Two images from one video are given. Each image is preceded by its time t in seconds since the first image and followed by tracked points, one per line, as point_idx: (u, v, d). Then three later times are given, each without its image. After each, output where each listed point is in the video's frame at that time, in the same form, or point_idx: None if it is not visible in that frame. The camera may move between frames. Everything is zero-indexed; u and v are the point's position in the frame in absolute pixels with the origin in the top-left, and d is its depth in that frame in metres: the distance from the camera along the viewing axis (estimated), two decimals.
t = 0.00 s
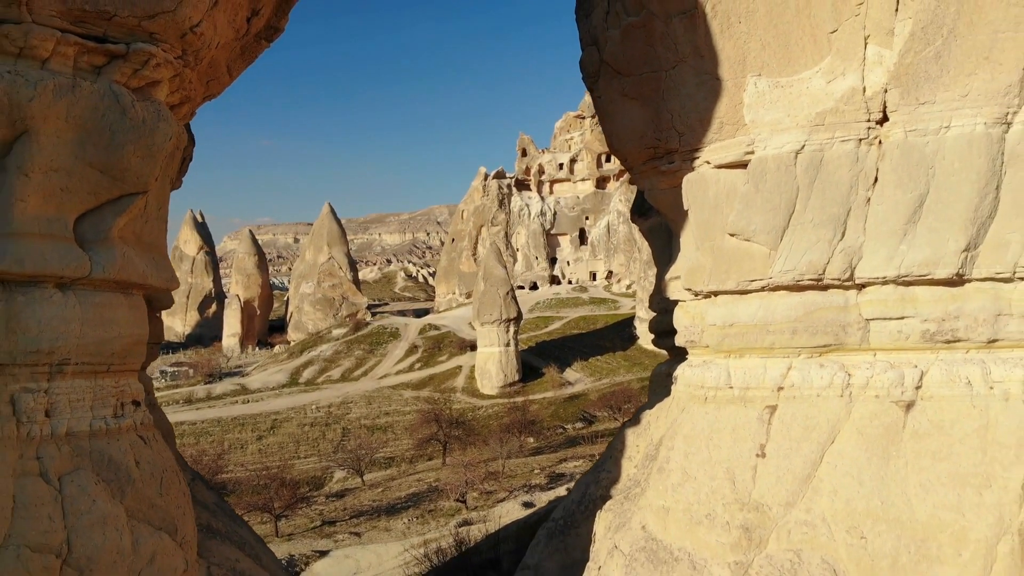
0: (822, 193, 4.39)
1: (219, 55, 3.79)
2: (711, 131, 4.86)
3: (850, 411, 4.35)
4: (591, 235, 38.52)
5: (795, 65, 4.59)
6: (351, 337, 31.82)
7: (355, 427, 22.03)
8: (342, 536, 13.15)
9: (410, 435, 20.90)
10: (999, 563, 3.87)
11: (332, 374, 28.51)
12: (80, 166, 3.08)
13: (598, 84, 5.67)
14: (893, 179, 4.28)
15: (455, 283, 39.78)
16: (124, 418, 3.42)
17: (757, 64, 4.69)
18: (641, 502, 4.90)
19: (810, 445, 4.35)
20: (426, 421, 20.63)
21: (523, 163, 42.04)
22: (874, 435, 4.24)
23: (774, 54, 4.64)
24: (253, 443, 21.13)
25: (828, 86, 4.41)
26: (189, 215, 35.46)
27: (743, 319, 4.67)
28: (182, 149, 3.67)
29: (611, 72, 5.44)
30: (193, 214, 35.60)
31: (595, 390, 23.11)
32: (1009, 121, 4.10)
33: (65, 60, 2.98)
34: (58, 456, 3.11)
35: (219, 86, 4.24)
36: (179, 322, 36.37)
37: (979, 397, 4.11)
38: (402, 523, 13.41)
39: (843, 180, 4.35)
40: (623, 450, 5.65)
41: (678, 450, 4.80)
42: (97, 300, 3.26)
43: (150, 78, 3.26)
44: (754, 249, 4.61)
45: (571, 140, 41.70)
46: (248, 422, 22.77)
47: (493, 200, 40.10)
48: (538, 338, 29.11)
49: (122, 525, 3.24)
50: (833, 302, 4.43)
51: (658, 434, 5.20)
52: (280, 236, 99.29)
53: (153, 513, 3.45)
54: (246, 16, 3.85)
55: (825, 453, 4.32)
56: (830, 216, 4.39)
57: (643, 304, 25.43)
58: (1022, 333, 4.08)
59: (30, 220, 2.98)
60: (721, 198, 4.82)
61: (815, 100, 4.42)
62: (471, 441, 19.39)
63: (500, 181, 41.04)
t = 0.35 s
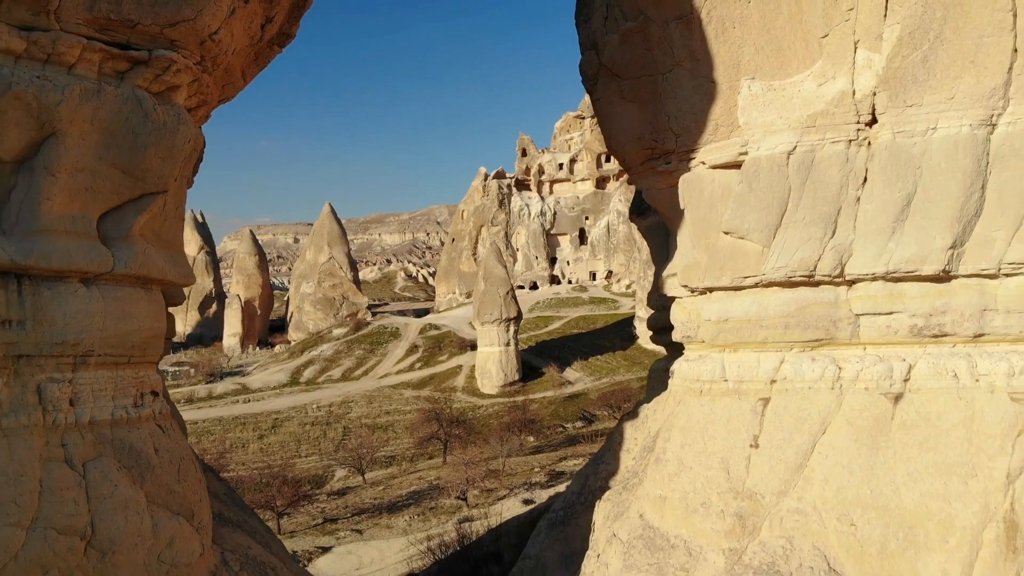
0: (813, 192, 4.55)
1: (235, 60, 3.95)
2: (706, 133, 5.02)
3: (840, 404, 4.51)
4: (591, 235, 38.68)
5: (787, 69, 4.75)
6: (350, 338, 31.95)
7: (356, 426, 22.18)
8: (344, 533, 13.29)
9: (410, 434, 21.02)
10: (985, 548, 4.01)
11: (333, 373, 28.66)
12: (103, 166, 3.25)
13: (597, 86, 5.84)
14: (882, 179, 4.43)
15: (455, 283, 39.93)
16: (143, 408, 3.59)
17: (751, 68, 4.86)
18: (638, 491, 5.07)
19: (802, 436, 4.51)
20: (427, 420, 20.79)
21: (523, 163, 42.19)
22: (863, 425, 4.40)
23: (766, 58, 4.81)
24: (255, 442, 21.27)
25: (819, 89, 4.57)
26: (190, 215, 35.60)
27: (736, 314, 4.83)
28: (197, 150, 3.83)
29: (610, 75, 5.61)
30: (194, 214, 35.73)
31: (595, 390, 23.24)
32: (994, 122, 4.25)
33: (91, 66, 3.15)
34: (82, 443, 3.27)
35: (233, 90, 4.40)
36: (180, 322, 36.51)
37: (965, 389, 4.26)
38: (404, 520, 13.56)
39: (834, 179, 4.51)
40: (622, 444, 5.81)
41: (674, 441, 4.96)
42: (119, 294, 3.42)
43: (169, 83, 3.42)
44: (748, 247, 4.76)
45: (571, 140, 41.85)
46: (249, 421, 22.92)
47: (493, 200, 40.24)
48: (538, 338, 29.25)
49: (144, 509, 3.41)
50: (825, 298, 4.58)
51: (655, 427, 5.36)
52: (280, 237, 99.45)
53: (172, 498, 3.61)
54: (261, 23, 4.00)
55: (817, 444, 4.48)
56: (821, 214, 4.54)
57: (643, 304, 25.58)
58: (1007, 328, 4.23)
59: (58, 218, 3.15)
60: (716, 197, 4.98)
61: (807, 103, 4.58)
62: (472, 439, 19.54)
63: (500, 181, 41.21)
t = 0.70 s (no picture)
0: (804, 192, 4.73)
1: (250, 67, 4.13)
2: (700, 135, 5.20)
3: (830, 395, 4.69)
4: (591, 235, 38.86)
5: (780, 73, 4.92)
6: (351, 337, 32.11)
7: (357, 425, 22.34)
8: (345, 530, 13.44)
9: (411, 433, 21.18)
10: (969, 535, 4.16)
11: (334, 372, 28.83)
12: (127, 167, 3.44)
13: (595, 89, 6.01)
14: (870, 179, 4.60)
15: (456, 283, 40.10)
16: (162, 397, 3.78)
17: (744, 71, 5.05)
18: (635, 481, 5.27)
19: (793, 426, 4.69)
20: (427, 419, 20.95)
21: (523, 163, 42.35)
22: (852, 416, 4.57)
23: (759, 63, 5.00)
24: (256, 441, 21.43)
25: (810, 92, 4.75)
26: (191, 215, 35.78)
27: (730, 310, 5.02)
28: (213, 152, 4.02)
29: (608, 79, 5.79)
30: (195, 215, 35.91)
31: (594, 389, 23.37)
32: (979, 124, 4.41)
33: (115, 71, 3.33)
34: (105, 430, 3.46)
35: (247, 94, 4.57)
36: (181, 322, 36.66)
37: (950, 381, 4.42)
38: (405, 517, 13.71)
39: (823, 179, 4.70)
40: (620, 436, 6.00)
41: (670, 432, 5.15)
42: (139, 289, 3.60)
43: (189, 87, 3.61)
44: (742, 245, 4.96)
45: (571, 140, 42.04)
46: (250, 421, 23.07)
47: (493, 200, 40.45)
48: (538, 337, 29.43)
49: (163, 493, 3.59)
50: (815, 294, 4.76)
51: (652, 419, 5.55)
52: (280, 237, 99.61)
53: (190, 483, 3.79)
54: (274, 30, 4.17)
55: (807, 434, 4.65)
56: (811, 213, 4.72)
57: (642, 303, 25.76)
58: (992, 323, 4.36)
59: (83, 217, 3.33)
60: (711, 197, 5.17)
61: (798, 106, 4.76)
62: (472, 438, 19.69)
63: (500, 181, 41.39)
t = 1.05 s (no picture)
0: (795, 192, 4.90)
1: (262, 73, 4.29)
2: (697, 137, 5.43)
3: (821, 390, 4.84)
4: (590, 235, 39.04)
5: (773, 77, 5.12)
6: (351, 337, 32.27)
7: (357, 424, 22.48)
8: (347, 527, 13.57)
9: (412, 432, 21.32)
10: (956, 523, 4.32)
11: (334, 372, 28.99)
12: (146, 169, 3.61)
13: (594, 92, 6.30)
14: (859, 180, 4.76)
15: (456, 282, 40.26)
16: (178, 390, 3.96)
17: (738, 76, 5.25)
18: (633, 474, 5.47)
19: (786, 420, 4.85)
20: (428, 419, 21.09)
21: (523, 163, 42.51)
22: (843, 410, 4.72)
23: (753, 67, 5.20)
24: (257, 440, 21.57)
25: (802, 96, 4.93)
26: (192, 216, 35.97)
27: (725, 306, 5.18)
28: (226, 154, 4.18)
29: (606, 83, 6.06)
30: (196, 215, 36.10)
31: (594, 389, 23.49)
32: (965, 127, 4.56)
33: (134, 78, 3.49)
34: (125, 421, 3.63)
35: (260, 98, 4.75)
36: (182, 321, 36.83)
37: (938, 375, 4.57)
38: (406, 515, 13.85)
39: (814, 180, 4.86)
40: (618, 430, 6.18)
41: (666, 425, 5.34)
42: (157, 285, 3.76)
43: (204, 93, 3.77)
44: (736, 244, 5.11)
45: (570, 140, 42.24)
46: (252, 420, 23.20)
47: (493, 200, 40.66)
48: (538, 336, 29.62)
49: (179, 481, 3.77)
50: (806, 291, 4.93)
51: (648, 413, 5.73)
52: (280, 237, 99.74)
53: (204, 472, 3.96)
54: (286, 37, 4.33)
55: (800, 427, 4.81)
56: (802, 213, 4.88)
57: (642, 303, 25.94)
58: (978, 319, 4.50)
59: (104, 216, 3.50)
60: (705, 197, 5.34)
61: (790, 109, 4.93)
62: (472, 437, 19.83)
63: (500, 181, 41.58)
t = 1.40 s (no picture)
0: (787, 195, 5.08)
1: (276, 82, 4.47)
2: (692, 141, 5.62)
3: (812, 386, 5.01)
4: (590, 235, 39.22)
5: (766, 84, 5.31)
6: (352, 336, 32.46)
7: (358, 422, 22.65)
8: (349, 525, 13.72)
9: (413, 431, 21.46)
10: (942, 514, 4.47)
11: (335, 371, 29.15)
12: (166, 173, 3.79)
13: (594, 97, 6.49)
14: (849, 183, 4.94)
15: (456, 282, 40.43)
16: (194, 384, 4.13)
17: (732, 82, 5.44)
18: (631, 467, 5.65)
19: (779, 414, 5.03)
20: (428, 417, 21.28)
21: (523, 164, 42.70)
22: (833, 405, 4.90)
23: (747, 74, 5.39)
24: (259, 439, 21.73)
25: (794, 101, 5.11)
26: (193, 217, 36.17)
27: (719, 305, 5.37)
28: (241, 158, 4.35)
29: (606, 88, 6.25)
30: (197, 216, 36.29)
31: (593, 389, 23.61)
32: (952, 132, 4.73)
33: (156, 86, 3.67)
34: (145, 413, 3.81)
35: (274, 106, 4.94)
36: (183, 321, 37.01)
37: (926, 372, 4.73)
38: (407, 513, 14.03)
39: (806, 183, 5.04)
40: (616, 426, 6.36)
41: (663, 420, 5.52)
42: (175, 283, 3.94)
43: (222, 100, 3.94)
44: (730, 244, 5.30)
45: (570, 141, 42.43)
46: (253, 419, 23.37)
47: (493, 200, 40.85)
48: (538, 335, 29.81)
49: (196, 471, 3.94)
50: (799, 290, 5.10)
51: (646, 409, 5.91)
52: (280, 237, 99.90)
53: (220, 463, 4.13)
54: (299, 47, 4.50)
55: (792, 422, 4.98)
56: (795, 215, 5.06)
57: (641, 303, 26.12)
58: (964, 317, 4.65)
59: (126, 218, 3.68)
60: (701, 200, 5.53)
61: (783, 114, 5.12)
62: (472, 436, 19.99)
63: (500, 182, 41.78)
